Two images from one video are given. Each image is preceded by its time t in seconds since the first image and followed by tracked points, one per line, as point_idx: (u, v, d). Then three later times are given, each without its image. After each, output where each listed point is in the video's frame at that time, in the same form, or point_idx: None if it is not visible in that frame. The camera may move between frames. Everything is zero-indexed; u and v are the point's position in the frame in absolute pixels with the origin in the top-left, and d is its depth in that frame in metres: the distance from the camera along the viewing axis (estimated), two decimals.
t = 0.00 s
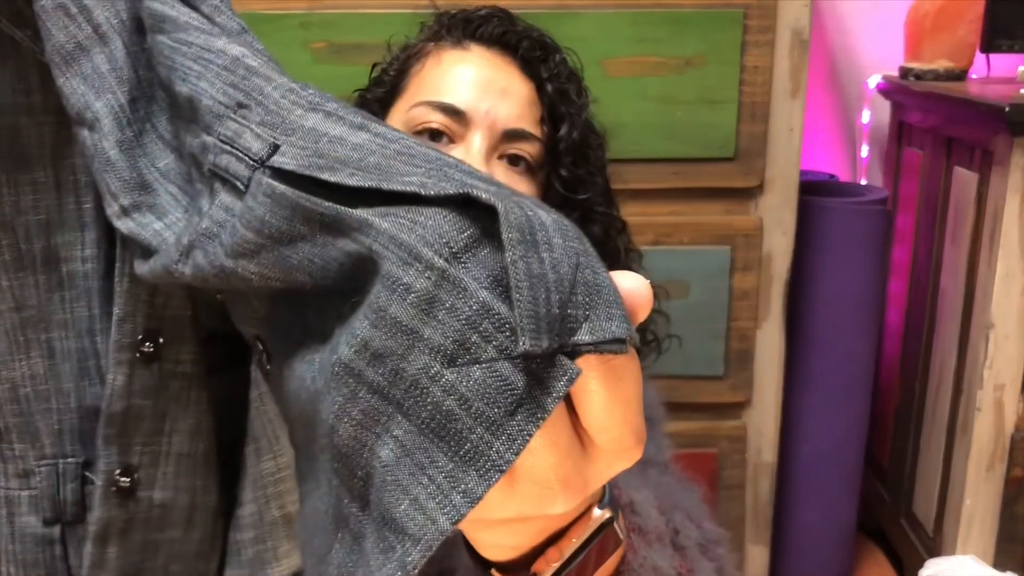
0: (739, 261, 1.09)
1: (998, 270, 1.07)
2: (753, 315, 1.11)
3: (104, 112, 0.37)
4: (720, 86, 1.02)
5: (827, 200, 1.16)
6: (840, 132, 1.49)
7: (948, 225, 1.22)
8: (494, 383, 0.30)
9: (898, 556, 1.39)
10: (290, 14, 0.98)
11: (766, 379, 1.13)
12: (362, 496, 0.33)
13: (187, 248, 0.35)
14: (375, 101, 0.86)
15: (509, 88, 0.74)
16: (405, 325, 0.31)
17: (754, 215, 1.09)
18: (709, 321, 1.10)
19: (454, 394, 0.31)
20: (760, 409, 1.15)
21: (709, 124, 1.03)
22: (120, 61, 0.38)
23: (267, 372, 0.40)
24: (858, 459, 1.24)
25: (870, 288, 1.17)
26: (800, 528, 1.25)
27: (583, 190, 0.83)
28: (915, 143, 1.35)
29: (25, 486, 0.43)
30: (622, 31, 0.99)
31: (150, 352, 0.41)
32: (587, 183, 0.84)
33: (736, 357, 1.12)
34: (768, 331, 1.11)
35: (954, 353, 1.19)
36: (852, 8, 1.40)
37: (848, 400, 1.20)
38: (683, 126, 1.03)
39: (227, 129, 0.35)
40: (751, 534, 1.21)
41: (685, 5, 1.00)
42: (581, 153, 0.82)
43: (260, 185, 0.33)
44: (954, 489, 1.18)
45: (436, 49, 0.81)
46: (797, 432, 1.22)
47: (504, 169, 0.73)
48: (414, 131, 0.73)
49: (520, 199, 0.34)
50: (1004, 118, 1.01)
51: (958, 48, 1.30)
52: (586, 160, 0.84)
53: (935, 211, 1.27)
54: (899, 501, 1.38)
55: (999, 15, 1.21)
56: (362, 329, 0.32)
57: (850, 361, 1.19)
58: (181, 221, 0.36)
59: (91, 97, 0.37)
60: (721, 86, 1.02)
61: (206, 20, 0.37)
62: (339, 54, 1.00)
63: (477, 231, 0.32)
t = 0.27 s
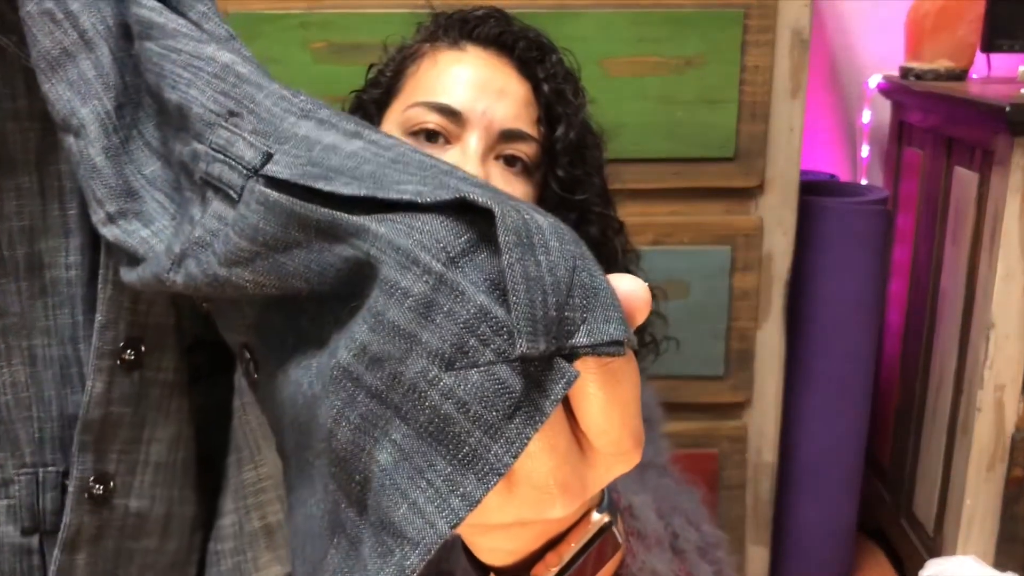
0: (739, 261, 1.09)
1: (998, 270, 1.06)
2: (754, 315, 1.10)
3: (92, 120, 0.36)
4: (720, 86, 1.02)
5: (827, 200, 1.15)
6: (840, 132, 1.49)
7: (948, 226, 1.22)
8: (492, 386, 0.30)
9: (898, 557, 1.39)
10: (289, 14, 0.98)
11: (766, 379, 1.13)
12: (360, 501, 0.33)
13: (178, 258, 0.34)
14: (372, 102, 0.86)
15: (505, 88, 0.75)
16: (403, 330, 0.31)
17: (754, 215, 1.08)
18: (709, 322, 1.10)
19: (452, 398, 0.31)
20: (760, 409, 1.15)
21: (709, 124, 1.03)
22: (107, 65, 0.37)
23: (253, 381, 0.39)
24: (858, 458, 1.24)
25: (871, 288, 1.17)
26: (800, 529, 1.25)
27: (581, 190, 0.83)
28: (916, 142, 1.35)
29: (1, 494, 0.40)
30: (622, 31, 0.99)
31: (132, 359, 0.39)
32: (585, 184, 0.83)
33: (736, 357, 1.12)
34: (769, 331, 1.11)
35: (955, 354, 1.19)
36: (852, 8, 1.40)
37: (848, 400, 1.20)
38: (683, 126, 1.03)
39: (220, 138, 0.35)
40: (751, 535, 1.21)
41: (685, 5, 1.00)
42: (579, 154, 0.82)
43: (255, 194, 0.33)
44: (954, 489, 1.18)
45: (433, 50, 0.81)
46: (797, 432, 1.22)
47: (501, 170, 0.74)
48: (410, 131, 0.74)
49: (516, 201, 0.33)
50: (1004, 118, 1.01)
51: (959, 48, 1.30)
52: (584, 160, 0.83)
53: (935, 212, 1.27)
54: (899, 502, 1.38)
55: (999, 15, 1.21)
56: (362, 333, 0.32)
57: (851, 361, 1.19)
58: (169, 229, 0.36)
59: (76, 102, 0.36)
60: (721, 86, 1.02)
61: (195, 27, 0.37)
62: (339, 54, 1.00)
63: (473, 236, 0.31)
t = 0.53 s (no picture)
0: (739, 261, 1.09)
1: (998, 270, 1.06)
2: (754, 315, 1.10)
3: (90, 185, 0.34)
4: (721, 86, 1.02)
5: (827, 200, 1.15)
6: (840, 132, 1.49)
7: (948, 225, 1.22)
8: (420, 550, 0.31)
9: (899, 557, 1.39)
10: (289, 14, 0.98)
11: (767, 380, 1.13)
12: None
13: (131, 367, 0.32)
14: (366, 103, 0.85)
15: (499, 82, 0.76)
16: (400, 470, 0.30)
17: (754, 215, 1.08)
18: (710, 322, 1.10)
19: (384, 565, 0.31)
20: (761, 409, 1.15)
21: (709, 124, 1.03)
22: (102, 129, 0.34)
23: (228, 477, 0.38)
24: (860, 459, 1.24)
25: (871, 287, 1.17)
26: (800, 529, 1.25)
27: (578, 182, 0.84)
28: (916, 142, 1.35)
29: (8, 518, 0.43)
30: (623, 31, 0.99)
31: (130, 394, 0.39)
32: (582, 175, 0.84)
33: (737, 357, 1.12)
34: (769, 331, 1.11)
35: (955, 354, 1.19)
36: (852, 8, 1.40)
37: (849, 400, 1.20)
38: (684, 126, 1.03)
39: (188, 256, 0.33)
40: (752, 536, 1.21)
41: (686, 5, 1.00)
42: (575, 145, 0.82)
43: (241, 323, 0.32)
44: (955, 489, 1.18)
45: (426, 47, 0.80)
46: (797, 432, 1.22)
47: (500, 165, 0.75)
48: (409, 129, 0.76)
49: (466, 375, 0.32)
50: (1005, 117, 1.01)
51: (959, 47, 1.30)
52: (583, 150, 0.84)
53: (935, 211, 1.27)
54: (899, 502, 1.38)
55: (999, 14, 1.21)
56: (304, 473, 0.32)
57: (851, 361, 1.19)
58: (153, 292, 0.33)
59: (74, 162, 0.34)
60: (721, 86, 1.02)
61: (183, 111, 0.35)
62: (339, 54, 0.99)
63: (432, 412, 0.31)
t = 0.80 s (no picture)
0: (739, 261, 1.09)
1: (997, 270, 1.07)
2: (753, 315, 1.11)
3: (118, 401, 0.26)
4: (720, 86, 1.02)
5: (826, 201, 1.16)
6: (839, 132, 1.49)
7: (947, 225, 1.22)
8: None
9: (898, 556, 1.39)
10: (290, 14, 0.98)
11: (766, 380, 1.13)
12: None
13: None
14: (375, 108, 0.85)
15: (501, 74, 0.76)
16: None
17: (754, 215, 1.09)
18: (710, 322, 1.10)
19: None
20: (761, 408, 1.15)
21: (709, 124, 1.03)
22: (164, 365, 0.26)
23: None
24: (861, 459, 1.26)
25: (870, 286, 1.17)
26: (800, 530, 1.25)
27: (585, 166, 0.83)
28: (915, 142, 1.35)
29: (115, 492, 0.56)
30: (623, 31, 1.00)
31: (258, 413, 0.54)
32: (592, 157, 0.83)
33: (736, 357, 1.12)
34: (768, 331, 1.11)
35: (954, 355, 1.19)
36: (851, 8, 1.41)
37: (848, 400, 1.20)
38: (684, 126, 1.03)
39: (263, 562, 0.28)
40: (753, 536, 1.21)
41: (686, 6, 1.00)
42: (583, 127, 0.82)
43: None
44: (953, 489, 1.19)
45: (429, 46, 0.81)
46: (797, 432, 1.22)
47: (509, 156, 0.75)
48: (415, 129, 0.77)
49: None
50: (1004, 118, 1.01)
51: (957, 48, 1.30)
52: (591, 131, 0.83)
53: (934, 211, 1.27)
54: (898, 501, 1.39)
55: (999, 15, 1.22)
56: None
57: (850, 361, 1.19)
58: None
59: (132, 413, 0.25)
60: (721, 86, 1.02)
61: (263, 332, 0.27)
62: (340, 54, 1.00)
63: None
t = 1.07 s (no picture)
0: (737, 261, 1.09)
1: (995, 270, 1.07)
2: (752, 315, 1.11)
3: None
4: (720, 87, 1.02)
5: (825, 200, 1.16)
6: (839, 133, 1.50)
7: (946, 225, 1.23)
8: None
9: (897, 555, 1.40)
10: (291, 16, 0.98)
11: (765, 379, 1.14)
12: None
13: None
14: (398, 110, 0.87)
15: (510, 77, 0.79)
16: None
17: (753, 214, 1.09)
18: (710, 321, 1.11)
19: None
20: (760, 408, 1.15)
21: (708, 125, 1.04)
22: None
23: None
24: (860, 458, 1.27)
25: (867, 287, 1.17)
26: (798, 530, 1.25)
27: (596, 158, 0.84)
28: (914, 142, 1.35)
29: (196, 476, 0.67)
30: (623, 33, 1.00)
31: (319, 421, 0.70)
32: (605, 143, 0.85)
33: (735, 356, 1.12)
34: (767, 331, 1.12)
35: (952, 355, 1.20)
36: (851, 9, 1.41)
37: (847, 399, 1.21)
38: (683, 127, 1.04)
39: None
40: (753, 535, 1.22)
41: (685, 7, 1.00)
42: (594, 116, 0.83)
43: None
44: (952, 489, 1.19)
45: (439, 49, 0.82)
46: (796, 432, 1.23)
47: (522, 155, 0.79)
48: (429, 137, 0.80)
49: None
50: (1002, 119, 1.02)
51: (955, 49, 1.31)
52: (602, 117, 0.85)
53: (932, 212, 1.27)
54: (897, 500, 1.39)
55: (998, 15, 1.22)
56: None
57: (849, 362, 1.19)
58: None
59: None
60: (720, 87, 1.02)
61: None
62: (341, 55, 1.00)
63: None
